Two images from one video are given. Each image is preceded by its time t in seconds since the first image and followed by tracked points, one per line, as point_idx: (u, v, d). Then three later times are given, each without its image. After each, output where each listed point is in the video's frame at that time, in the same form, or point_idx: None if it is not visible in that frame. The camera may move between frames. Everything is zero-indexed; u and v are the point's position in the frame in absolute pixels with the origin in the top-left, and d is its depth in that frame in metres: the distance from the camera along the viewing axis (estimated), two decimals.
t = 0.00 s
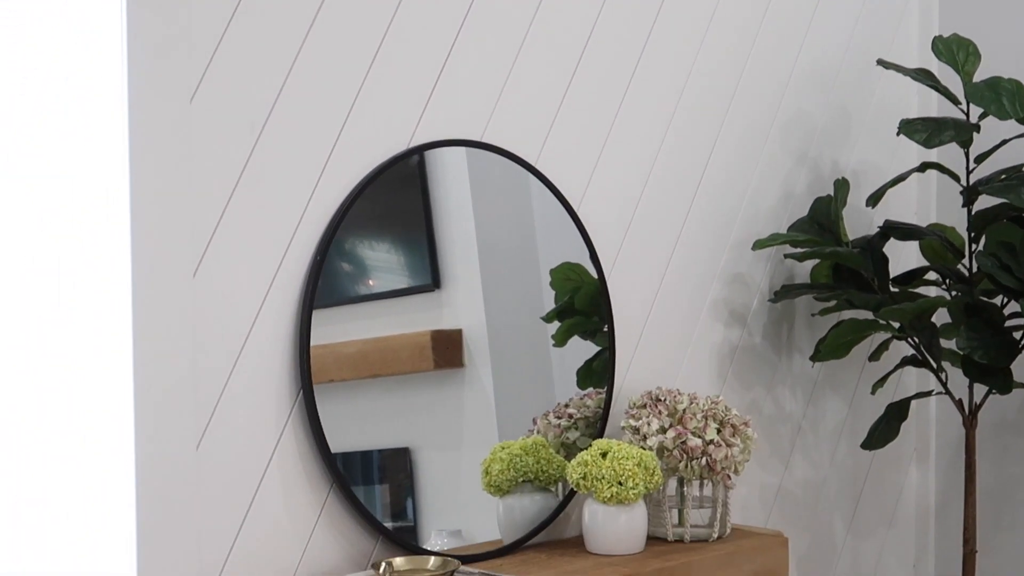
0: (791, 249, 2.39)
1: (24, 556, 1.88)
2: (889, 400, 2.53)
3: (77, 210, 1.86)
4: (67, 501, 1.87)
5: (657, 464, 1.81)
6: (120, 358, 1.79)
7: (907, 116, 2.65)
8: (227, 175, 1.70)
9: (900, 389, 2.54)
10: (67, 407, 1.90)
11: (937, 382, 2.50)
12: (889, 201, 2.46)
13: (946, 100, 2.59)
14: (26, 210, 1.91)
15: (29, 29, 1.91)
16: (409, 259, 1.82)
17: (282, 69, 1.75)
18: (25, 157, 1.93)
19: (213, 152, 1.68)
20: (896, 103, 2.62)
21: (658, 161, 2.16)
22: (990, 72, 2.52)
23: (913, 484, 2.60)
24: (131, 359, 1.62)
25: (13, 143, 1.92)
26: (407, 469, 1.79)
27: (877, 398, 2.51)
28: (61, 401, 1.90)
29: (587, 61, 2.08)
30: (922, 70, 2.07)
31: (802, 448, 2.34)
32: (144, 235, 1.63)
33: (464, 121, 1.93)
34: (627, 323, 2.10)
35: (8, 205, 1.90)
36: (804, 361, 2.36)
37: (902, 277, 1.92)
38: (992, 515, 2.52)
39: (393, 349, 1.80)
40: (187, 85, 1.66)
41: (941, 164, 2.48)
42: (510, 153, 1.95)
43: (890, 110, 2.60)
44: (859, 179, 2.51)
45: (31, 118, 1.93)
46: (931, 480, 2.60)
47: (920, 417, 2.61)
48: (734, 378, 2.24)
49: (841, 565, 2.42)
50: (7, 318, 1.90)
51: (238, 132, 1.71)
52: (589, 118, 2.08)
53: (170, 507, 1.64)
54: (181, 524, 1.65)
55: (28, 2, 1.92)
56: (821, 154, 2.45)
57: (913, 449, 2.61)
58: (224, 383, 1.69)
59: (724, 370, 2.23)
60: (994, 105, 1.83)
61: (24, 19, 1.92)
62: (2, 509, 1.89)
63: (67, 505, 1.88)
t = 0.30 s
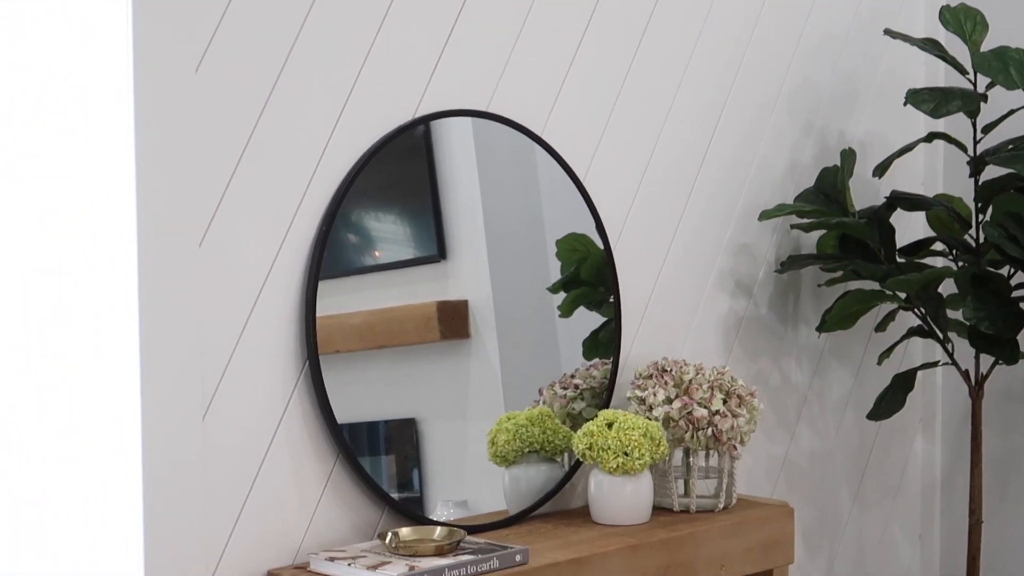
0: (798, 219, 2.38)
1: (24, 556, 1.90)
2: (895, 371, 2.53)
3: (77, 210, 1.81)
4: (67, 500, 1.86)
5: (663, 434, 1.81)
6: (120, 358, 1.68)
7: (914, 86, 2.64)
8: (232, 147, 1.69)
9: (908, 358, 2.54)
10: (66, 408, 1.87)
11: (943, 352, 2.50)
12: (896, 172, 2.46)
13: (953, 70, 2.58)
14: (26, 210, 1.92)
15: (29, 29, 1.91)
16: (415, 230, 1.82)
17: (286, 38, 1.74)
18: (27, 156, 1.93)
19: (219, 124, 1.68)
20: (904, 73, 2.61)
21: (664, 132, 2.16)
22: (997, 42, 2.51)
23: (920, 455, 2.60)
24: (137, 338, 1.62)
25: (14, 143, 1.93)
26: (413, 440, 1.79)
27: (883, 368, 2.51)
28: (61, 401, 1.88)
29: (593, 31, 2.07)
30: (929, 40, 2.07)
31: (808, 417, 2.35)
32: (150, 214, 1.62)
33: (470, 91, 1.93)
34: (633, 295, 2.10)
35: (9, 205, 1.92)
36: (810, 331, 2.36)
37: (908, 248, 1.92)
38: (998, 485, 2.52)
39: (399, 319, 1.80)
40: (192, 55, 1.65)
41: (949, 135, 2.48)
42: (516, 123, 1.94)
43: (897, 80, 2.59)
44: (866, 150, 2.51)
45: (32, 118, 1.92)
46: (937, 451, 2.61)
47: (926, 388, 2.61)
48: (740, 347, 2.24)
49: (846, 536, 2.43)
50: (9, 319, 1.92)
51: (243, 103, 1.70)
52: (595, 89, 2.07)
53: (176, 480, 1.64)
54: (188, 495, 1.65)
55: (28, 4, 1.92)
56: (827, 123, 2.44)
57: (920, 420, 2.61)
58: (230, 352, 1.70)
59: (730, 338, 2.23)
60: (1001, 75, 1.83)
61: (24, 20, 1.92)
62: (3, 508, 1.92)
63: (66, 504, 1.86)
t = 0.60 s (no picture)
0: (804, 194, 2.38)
1: (24, 557, 1.92)
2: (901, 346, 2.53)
3: (76, 209, 1.84)
4: (68, 500, 1.87)
5: (669, 410, 1.81)
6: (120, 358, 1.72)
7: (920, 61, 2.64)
8: (237, 125, 1.69)
9: (913, 333, 2.53)
10: (68, 407, 1.88)
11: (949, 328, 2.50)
12: (902, 147, 2.47)
13: (959, 44, 2.58)
14: (27, 210, 1.92)
15: (29, 29, 1.90)
16: (421, 206, 1.82)
17: (292, 13, 1.74)
18: (27, 156, 1.92)
19: (223, 102, 1.67)
20: (910, 48, 2.61)
21: (670, 108, 2.15)
22: (1004, 16, 2.51)
23: (925, 432, 2.61)
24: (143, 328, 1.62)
25: (14, 143, 1.92)
26: (419, 415, 1.80)
27: (889, 343, 2.52)
28: (61, 400, 1.89)
29: (599, 6, 2.07)
30: (936, 15, 2.07)
31: (813, 393, 2.35)
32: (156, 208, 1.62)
33: (476, 66, 1.92)
34: (638, 271, 2.10)
35: (10, 205, 1.92)
36: (817, 307, 2.36)
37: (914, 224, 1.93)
38: (1005, 459, 2.53)
39: (405, 295, 1.80)
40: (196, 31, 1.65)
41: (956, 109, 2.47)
42: (522, 98, 1.94)
43: (903, 55, 2.59)
44: (872, 125, 2.50)
45: (32, 118, 1.91)
46: (944, 426, 2.60)
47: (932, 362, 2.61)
48: (746, 322, 2.25)
49: (852, 513, 2.44)
50: (10, 319, 1.93)
51: (248, 79, 1.70)
52: (601, 66, 2.07)
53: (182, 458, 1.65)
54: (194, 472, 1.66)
55: (28, 3, 1.91)
56: (834, 97, 2.44)
57: (925, 397, 2.61)
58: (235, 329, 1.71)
59: (736, 314, 2.23)
60: (1008, 49, 1.82)
61: (24, 19, 1.91)
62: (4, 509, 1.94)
63: (67, 504, 1.87)
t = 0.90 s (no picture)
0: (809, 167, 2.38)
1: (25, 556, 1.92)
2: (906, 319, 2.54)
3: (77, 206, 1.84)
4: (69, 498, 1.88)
5: (674, 382, 1.81)
6: (124, 359, 1.63)
7: (925, 32, 2.64)
8: (241, 97, 1.70)
9: (918, 305, 2.55)
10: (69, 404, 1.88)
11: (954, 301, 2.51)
12: (907, 121, 2.48)
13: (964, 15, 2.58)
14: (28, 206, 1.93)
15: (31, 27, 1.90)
16: (425, 179, 1.82)
17: None
18: (25, 157, 1.52)
19: (231, 77, 1.68)
20: (915, 20, 2.60)
21: (675, 82, 2.15)
22: None
23: (930, 403, 2.63)
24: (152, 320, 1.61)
25: (11, 143, 1.51)
26: (423, 388, 1.80)
27: (893, 316, 2.53)
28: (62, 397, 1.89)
29: None
30: None
31: (818, 364, 2.36)
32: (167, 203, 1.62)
33: (480, 38, 1.92)
34: (643, 244, 2.10)
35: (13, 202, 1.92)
36: (821, 280, 2.36)
37: (919, 196, 1.93)
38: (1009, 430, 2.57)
39: (409, 268, 1.80)
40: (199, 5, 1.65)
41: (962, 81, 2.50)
42: (526, 70, 1.94)
43: (908, 27, 2.58)
44: (877, 98, 2.50)
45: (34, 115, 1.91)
46: (948, 398, 2.63)
47: (935, 335, 2.63)
48: (750, 295, 2.25)
49: (857, 483, 2.45)
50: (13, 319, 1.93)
51: (251, 53, 1.70)
52: (605, 39, 2.06)
53: (189, 432, 1.66)
54: (201, 445, 1.67)
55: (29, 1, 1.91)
56: (840, 70, 2.44)
57: (931, 368, 2.63)
58: (240, 301, 1.72)
59: (741, 287, 2.24)
60: (1014, 21, 1.82)
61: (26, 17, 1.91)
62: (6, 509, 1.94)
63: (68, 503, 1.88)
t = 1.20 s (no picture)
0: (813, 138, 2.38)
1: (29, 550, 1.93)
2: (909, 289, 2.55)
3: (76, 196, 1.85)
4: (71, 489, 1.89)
5: (677, 352, 1.81)
6: (124, 356, 1.65)
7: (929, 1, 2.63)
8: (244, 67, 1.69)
9: (921, 276, 2.57)
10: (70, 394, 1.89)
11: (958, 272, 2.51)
12: (911, 91, 2.48)
13: None
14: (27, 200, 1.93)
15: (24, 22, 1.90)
16: (428, 149, 1.81)
17: None
18: (25, 157, 1.53)
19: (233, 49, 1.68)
20: None
21: (678, 53, 2.14)
22: None
23: (934, 372, 2.65)
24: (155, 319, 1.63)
25: (11, 143, 1.52)
26: (426, 360, 1.80)
27: (896, 287, 2.54)
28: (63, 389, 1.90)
29: None
30: None
31: (821, 335, 2.37)
32: (171, 200, 1.64)
33: (483, 7, 1.92)
34: (647, 215, 2.10)
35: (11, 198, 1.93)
36: (825, 251, 2.37)
37: (924, 167, 1.93)
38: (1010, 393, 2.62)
39: (413, 239, 1.80)
40: None
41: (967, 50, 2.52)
42: (529, 40, 1.93)
43: None
44: (882, 68, 2.50)
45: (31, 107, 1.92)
46: (952, 368, 2.65)
47: (940, 305, 2.64)
48: (754, 266, 2.26)
49: (860, 453, 2.47)
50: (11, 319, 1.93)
51: (253, 23, 1.70)
52: (608, 9, 2.05)
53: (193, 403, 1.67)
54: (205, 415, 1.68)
55: None
56: (844, 40, 2.43)
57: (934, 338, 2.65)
58: (243, 273, 1.72)
59: (745, 258, 2.24)
60: None
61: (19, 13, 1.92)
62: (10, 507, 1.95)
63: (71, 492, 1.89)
